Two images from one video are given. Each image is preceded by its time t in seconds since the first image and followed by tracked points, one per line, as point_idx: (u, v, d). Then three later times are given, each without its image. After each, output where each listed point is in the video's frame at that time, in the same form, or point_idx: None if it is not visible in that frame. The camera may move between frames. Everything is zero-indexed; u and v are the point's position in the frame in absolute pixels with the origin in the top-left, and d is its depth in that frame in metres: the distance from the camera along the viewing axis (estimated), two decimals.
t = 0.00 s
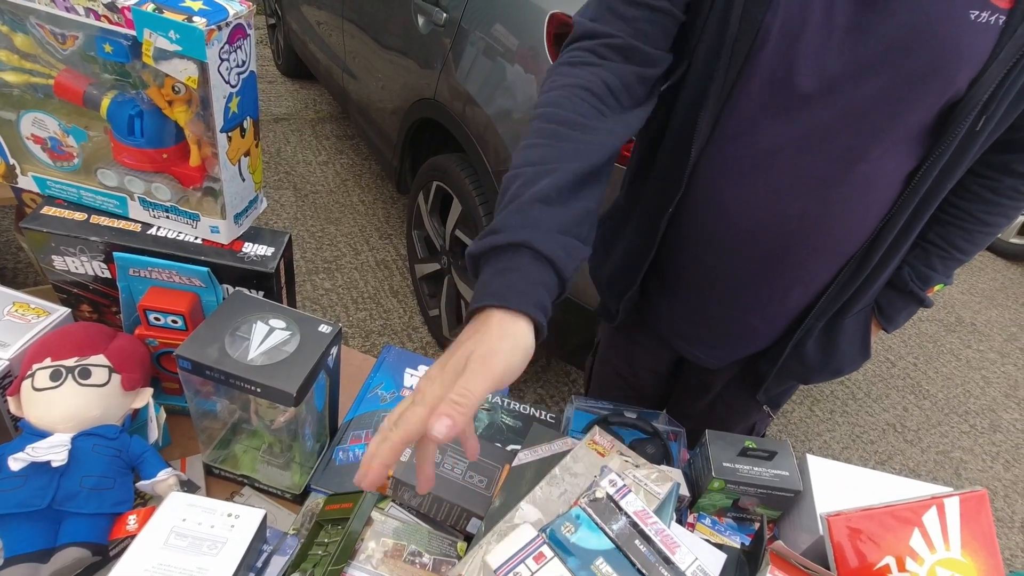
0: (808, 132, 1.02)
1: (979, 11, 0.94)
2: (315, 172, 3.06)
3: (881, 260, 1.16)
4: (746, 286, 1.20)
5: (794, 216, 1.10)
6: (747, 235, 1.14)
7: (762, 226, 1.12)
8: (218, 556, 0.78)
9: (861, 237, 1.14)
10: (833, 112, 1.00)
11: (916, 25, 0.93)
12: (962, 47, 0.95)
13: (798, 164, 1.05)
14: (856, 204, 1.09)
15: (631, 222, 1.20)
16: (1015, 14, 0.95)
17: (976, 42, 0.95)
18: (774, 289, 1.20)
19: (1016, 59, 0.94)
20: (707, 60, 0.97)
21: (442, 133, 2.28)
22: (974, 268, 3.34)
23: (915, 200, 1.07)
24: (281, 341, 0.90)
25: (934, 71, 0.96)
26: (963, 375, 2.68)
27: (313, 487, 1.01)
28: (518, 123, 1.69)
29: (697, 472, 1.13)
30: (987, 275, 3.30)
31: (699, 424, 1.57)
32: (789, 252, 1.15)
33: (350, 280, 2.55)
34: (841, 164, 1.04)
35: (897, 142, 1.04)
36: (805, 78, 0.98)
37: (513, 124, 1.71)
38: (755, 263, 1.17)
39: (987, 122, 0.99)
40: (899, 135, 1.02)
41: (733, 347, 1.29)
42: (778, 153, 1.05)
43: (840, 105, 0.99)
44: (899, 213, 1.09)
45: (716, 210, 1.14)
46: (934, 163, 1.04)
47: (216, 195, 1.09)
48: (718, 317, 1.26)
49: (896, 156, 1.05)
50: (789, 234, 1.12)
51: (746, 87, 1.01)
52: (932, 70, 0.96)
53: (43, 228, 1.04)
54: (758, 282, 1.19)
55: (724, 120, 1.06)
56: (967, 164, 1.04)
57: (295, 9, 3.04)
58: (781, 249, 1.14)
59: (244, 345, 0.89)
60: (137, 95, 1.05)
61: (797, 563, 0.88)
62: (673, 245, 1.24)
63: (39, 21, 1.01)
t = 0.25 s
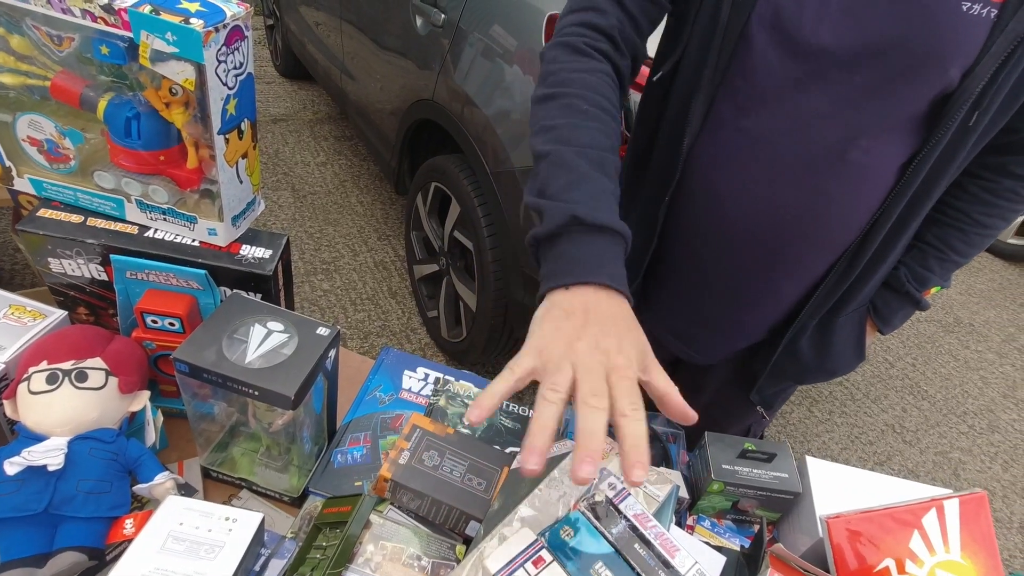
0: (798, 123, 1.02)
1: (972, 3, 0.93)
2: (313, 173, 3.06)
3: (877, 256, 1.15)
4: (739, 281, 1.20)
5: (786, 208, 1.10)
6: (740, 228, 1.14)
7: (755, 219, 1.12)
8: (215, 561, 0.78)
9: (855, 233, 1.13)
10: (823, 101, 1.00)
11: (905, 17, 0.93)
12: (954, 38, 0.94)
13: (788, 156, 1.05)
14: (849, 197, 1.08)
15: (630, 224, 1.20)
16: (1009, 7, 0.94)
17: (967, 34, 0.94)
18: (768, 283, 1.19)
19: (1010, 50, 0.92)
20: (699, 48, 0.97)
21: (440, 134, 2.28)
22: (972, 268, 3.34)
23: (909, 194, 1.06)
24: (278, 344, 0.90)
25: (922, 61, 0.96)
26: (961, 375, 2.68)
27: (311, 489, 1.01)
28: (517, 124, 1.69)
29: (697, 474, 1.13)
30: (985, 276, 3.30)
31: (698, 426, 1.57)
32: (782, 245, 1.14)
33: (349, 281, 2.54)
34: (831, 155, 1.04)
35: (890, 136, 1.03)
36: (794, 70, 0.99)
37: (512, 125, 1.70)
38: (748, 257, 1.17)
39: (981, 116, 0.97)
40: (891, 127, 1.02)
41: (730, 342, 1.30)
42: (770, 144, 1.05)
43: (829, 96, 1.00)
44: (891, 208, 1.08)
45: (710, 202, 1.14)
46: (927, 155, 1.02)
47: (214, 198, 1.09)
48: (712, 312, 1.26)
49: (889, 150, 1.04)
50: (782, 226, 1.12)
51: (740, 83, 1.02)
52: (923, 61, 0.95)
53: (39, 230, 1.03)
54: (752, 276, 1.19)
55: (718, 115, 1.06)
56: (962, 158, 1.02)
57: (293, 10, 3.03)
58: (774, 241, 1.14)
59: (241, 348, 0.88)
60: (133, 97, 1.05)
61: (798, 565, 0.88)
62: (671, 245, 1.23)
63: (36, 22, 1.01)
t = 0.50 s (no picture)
0: (795, 116, 1.01)
1: None
2: (310, 173, 3.05)
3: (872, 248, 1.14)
4: (734, 274, 1.20)
5: (783, 201, 1.10)
6: (735, 220, 1.13)
7: (750, 212, 1.11)
8: (212, 564, 0.78)
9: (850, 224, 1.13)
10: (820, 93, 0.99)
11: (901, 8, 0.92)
12: (948, 31, 0.94)
13: (782, 149, 1.04)
14: (844, 188, 1.08)
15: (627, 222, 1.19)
16: None
17: (962, 27, 0.94)
18: (764, 275, 1.19)
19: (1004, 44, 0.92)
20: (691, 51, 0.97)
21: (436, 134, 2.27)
22: (968, 267, 3.34)
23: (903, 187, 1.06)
24: (274, 346, 0.89)
25: (916, 54, 0.95)
26: (958, 373, 2.68)
27: (308, 492, 1.00)
28: (514, 123, 1.68)
29: (695, 475, 1.13)
30: (982, 274, 3.31)
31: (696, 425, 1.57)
32: (778, 237, 1.14)
33: (346, 281, 2.54)
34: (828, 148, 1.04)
35: (884, 129, 1.02)
36: (788, 64, 0.97)
37: (509, 124, 1.70)
38: (742, 248, 1.16)
39: (975, 110, 0.97)
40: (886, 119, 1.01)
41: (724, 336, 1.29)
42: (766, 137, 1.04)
43: (827, 89, 0.99)
44: (886, 200, 1.08)
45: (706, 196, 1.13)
46: (923, 148, 1.02)
47: (209, 199, 1.08)
48: (706, 305, 1.25)
49: (885, 143, 1.04)
50: (777, 219, 1.12)
51: (733, 78, 1.01)
52: (917, 53, 0.95)
53: (33, 232, 1.03)
54: (747, 268, 1.18)
55: (712, 109, 1.05)
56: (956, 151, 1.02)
57: (289, 10, 3.03)
58: (769, 234, 1.13)
59: (237, 350, 0.88)
60: (127, 98, 1.04)
61: (796, 565, 0.87)
62: (666, 242, 1.23)
63: (28, 22, 1.00)
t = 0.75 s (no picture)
0: (784, 110, 0.95)
1: None
2: (306, 173, 3.04)
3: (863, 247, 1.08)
4: (716, 277, 1.14)
5: (772, 199, 1.03)
6: (722, 217, 1.07)
7: (738, 208, 1.05)
8: (208, 566, 0.77)
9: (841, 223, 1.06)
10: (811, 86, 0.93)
11: None
12: (942, 21, 0.88)
13: (767, 146, 0.98)
14: (833, 187, 1.01)
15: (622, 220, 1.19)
16: None
17: (957, 19, 0.88)
18: (751, 276, 1.12)
19: (1000, 36, 0.88)
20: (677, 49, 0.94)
21: (432, 133, 2.26)
22: (964, 263, 3.35)
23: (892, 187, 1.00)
24: (270, 346, 0.89)
25: (910, 45, 0.90)
26: (954, 369, 2.69)
27: (305, 493, 1.00)
28: (510, 122, 1.68)
29: (694, 473, 1.13)
30: (977, 270, 3.32)
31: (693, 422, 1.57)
32: (766, 236, 1.07)
33: (343, 281, 2.53)
34: (819, 144, 0.97)
35: (878, 123, 0.96)
36: (775, 56, 0.92)
37: (505, 123, 1.69)
38: (727, 248, 1.10)
39: (967, 107, 0.92)
40: (879, 113, 0.95)
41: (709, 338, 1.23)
42: (753, 130, 0.98)
43: (817, 81, 0.92)
44: (875, 201, 1.02)
45: (692, 191, 1.08)
46: (915, 145, 0.96)
47: (203, 198, 1.08)
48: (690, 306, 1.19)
49: (879, 139, 0.97)
50: (766, 218, 1.05)
51: (718, 70, 0.97)
52: (910, 45, 0.89)
53: (25, 233, 1.02)
54: (734, 268, 1.12)
55: (697, 103, 1.00)
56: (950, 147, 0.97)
57: (284, 9, 3.01)
58: (757, 233, 1.07)
59: (232, 351, 0.87)
60: (119, 97, 1.03)
61: (795, 563, 0.87)
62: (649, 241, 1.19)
63: (17, 21, 1.00)
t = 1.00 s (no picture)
0: (747, 102, 0.93)
1: None
2: (299, 171, 3.02)
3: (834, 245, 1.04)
4: (686, 271, 1.12)
5: (737, 193, 1.00)
6: (690, 209, 1.05)
7: (704, 201, 1.03)
8: (202, 567, 0.76)
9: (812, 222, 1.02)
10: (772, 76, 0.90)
11: None
12: (909, 12, 0.85)
13: (727, 137, 0.97)
14: (798, 183, 0.97)
15: (608, 215, 1.19)
16: None
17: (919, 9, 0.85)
18: (720, 272, 1.09)
19: (965, 30, 0.84)
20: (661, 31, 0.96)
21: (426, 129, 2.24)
22: (958, 257, 3.37)
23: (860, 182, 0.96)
24: (264, 346, 0.88)
25: (875, 36, 0.86)
26: (949, 363, 2.70)
27: (300, 493, 0.99)
28: (504, 119, 1.67)
29: (690, 469, 1.12)
30: (971, 264, 3.33)
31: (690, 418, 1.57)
32: (733, 231, 1.04)
33: (337, 279, 2.52)
34: (783, 137, 0.94)
35: (844, 117, 0.93)
36: (733, 46, 0.91)
37: (499, 119, 1.68)
38: (696, 242, 1.08)
39: (934, 103, 0.89)
40: (846, 106, 0.92)
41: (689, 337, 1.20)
42: (718, 120, 0.96)
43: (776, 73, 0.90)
44: (842, 197, 0.98)
45: (665, 182, 1.06)
46: (881, 140, 0.92)
47: (194, 197, 1.06)
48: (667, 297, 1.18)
49: (847, 135, 0.93)
50: (732, 212, 1.02)
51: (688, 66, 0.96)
52: (870, 36, 0.86)
53: (13, 233, 1.01)
54: (703, 263, 1.09)
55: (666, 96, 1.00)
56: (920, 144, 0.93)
57: (276, 6, 2.99)
58: (724, 228, 1.04)
59: (225, 351, 0.86)
60: (107, 94, 1.02)
61: (792, 559, 0.88)
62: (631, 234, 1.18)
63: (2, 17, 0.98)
